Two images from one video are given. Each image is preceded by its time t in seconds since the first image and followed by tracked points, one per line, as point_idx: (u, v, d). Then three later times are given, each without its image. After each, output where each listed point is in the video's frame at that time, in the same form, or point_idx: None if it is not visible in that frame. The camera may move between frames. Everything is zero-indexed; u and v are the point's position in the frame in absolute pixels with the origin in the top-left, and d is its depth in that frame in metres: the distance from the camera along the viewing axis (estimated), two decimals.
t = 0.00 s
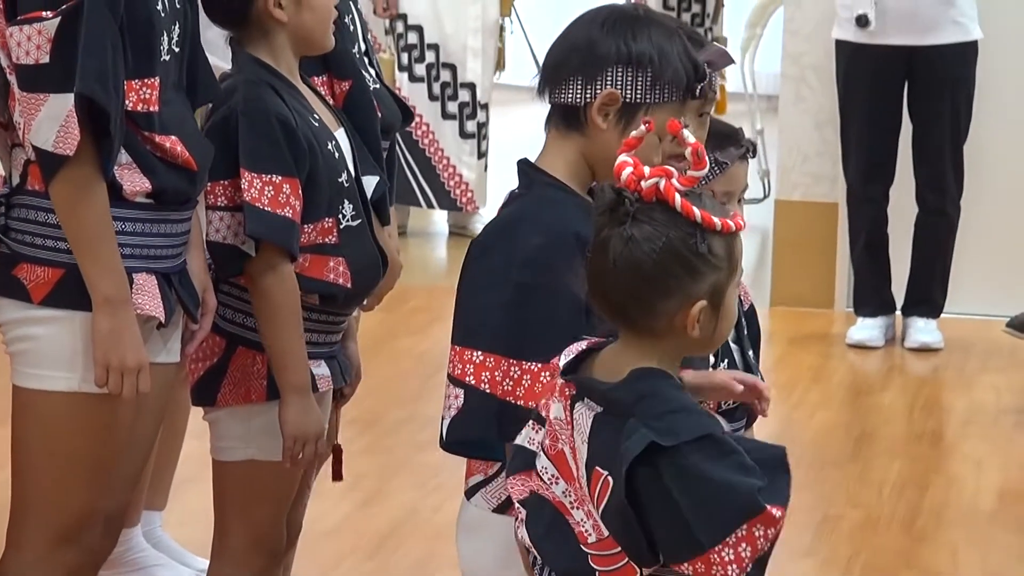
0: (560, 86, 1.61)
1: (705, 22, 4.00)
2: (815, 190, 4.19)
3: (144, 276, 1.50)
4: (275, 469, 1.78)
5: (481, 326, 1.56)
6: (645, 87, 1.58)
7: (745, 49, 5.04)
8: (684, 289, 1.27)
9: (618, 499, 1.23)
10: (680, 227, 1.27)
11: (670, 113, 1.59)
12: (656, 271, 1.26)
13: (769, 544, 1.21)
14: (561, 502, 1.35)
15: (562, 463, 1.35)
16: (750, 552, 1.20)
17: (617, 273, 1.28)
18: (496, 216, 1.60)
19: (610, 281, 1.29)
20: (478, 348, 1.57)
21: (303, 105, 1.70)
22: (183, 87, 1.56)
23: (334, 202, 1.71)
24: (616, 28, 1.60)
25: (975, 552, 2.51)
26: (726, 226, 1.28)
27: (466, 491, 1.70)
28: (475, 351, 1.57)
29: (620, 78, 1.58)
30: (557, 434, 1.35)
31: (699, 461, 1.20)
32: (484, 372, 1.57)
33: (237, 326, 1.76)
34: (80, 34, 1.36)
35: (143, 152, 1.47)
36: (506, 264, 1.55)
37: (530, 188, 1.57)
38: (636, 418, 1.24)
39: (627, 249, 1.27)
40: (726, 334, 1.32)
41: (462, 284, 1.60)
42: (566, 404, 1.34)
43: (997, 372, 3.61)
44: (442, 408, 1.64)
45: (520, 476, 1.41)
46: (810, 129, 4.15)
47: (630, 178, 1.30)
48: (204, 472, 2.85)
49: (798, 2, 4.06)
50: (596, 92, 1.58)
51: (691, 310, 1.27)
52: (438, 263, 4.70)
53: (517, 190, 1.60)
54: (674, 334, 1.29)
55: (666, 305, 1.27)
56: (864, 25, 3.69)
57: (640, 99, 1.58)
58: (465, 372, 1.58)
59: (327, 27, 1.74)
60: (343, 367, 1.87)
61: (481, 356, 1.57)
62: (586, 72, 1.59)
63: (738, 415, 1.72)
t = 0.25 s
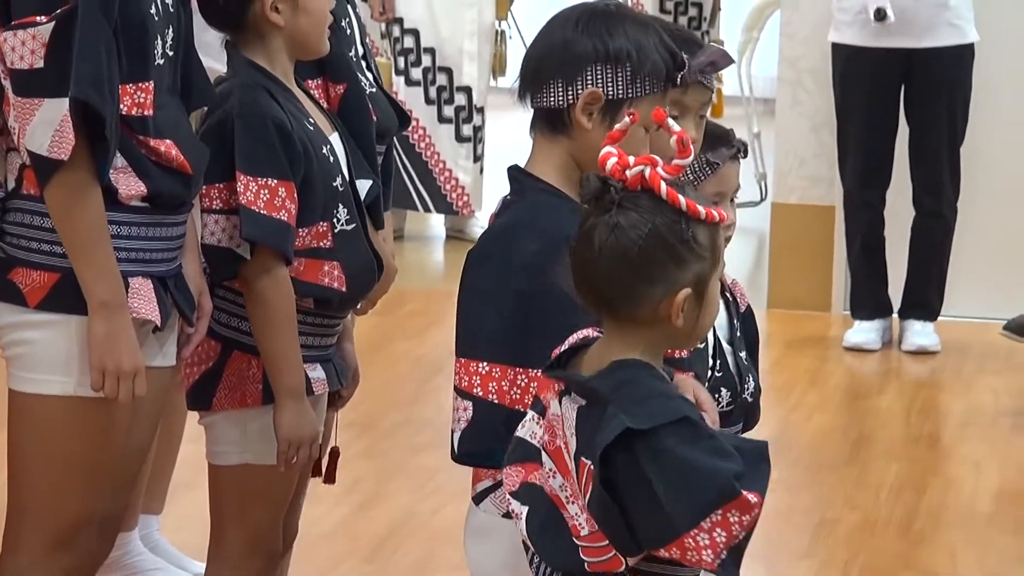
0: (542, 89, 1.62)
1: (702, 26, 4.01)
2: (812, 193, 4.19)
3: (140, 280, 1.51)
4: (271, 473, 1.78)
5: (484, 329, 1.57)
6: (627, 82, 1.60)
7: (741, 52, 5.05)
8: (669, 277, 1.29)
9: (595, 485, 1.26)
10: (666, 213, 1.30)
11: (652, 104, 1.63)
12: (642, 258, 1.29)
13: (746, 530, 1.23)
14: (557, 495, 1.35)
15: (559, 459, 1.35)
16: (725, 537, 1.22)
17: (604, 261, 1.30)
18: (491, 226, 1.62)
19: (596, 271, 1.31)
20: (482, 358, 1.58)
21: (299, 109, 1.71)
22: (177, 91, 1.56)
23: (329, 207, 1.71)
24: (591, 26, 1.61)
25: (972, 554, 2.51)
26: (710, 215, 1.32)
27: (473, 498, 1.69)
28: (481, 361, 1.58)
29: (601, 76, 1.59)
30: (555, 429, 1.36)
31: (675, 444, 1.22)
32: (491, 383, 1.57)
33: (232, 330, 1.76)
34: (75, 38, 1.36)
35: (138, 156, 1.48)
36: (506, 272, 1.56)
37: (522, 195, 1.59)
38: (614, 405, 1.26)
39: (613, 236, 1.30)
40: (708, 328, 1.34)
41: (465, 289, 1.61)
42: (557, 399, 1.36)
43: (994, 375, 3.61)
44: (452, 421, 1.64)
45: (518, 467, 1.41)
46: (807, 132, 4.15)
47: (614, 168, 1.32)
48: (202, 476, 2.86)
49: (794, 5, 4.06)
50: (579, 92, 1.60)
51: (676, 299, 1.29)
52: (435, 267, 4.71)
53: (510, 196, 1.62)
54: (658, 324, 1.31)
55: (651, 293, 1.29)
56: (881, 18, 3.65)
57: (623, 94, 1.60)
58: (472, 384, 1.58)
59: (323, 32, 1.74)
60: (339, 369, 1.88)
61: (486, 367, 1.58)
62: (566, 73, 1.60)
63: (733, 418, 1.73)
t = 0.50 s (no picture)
0: (532, 95, 1.64)
1: (698, 29, 4.01)
2: (808, 196, 4.19)
3: (135, 283, 1.51)
4: (267, 476, 1.78)
5: (490, 336, 1.58)
6: (616, 82, 1.61)
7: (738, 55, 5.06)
8: (656, 273, 1.33)
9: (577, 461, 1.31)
10: (650, 210, 1.34)
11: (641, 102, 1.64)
12: (627, 256, 1.32)
13: (717, 521, 1.28)
14: (550, 468, 1.39)
15: (555, 433, 1.39)
16: (694, 527, 1.27)
17: (589, 259, 1.34)
18: (488, 236, 1.62)
19: (582, 270, 1.34)
20: (490, 367, 1.58)
21: (293, 112, 1.71)
22: (171, 94, 1.57)
23: (323, 209, 1.72)
24: (577, 29, 1.62)
25: (969, 557, 2.51)
26: (694, 210, 1.35)
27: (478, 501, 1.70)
28: (490, 370, 1.58)
29: (590, 80, 1.61)
30: (550, 405, 1.39)
31: (653, 429, 1.27)
32: (500, 391, 1.58)
33: (227, 334, 1.76)
34: (67, 42, 1.36)
35: (132, 159, 1.48)
36: (510, 278, 1.57)
37: (519, 202, 1.59)
38: (601, 384, 1.30)
39: (597, 235, 1.33)
40: (694, 321, 1.38)
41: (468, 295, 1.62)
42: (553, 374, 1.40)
43: (991, 377, 3.61)
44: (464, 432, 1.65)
45: (513, 446, 1.46)
46: (803, 135, 4.16)
47: (597, 167, 1.36)
48: (197, 480, 2.85)
49: (790, 9, 4.07)
50: (568, 97, 1.61)
51: (663, 295, 1.33)
52: (432, 270, 4.71)
53: (506, 203, 1.62)
54: (646, 320, 1.35)
55: (638, 289, 1.33)
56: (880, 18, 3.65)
57: (614, 96, 1.61)
58: (481, 394, 1.59)
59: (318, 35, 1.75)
60: (334, 372, 1.88)
61: (495, 375, 1.58)
62: (555, 78, 1.61)
63: (732, 419, 1.74)
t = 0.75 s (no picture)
0: (528, 100, 1.64)
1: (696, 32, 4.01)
2: (806, 198, 4.20)
3: (132, 286, 1.51)
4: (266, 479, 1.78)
5: (492, 341, 1.59)
6: (611, 87, 1.61)
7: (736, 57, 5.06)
8: (644, 271, 1.33)
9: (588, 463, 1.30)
10: (633, 209, 1.34)
11: (637, 106, 1.65)
12: (614, 256, 1.33)
13: (734, 520, 1.28)
14: (550, 466, 1.40)
15: (554, 431, 1.40)
16: (710, 527, 1.28)
17: (576, 264, 1.34)
18: (486, 248, 1.63)
19: (570, 274, 1.35)
20: (497, 372, 1.59)
21: (290, 115, 1.71)
22: (167, 97, 1.57)
23: (320, 213, 1.72)
24: (572, 32, 1.63)
25: (967, 559, 2.51)
26: (675, 205, 1.36)
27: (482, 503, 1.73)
28: (495, 375, 1.58)
29: (585, 85, 1.61)
30: (551, 404, 1.41)
31: (669, 428, 1.27)
32: (507, 396, 1.58)
33: (224, 337, 1.76)
34: (62, 45, 1.36)
35: (129, 162, 1.48)
36: (514, 284, 1.57)
37: (519, 204, 1.60)
38: (612, 383, 1.31)
39: (583, 239, 1.33)
40: (687, 317, 1.38)
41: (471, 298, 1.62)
42: (552, 371, 1.40)
43: (990, 379, 3.61)
44: (470, 436, 1.65)
45: (512, 445, 1.48)
46: (801, 137, 4.16)
47: (575, 172, 1.37)
48: (196, 482, 2.85)
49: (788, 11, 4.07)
50: (563, 103, 1.61)
51: (654, 291, 1.33)
52: (430, 273, 4.71)
53: (506, 207, 1.63)
54: (639, 318, 1.35)
55: (628, 289, 1.33)
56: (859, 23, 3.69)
57: (610, 101, 1.61)
58: (488, 399, 1.59)
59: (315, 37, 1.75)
60: (331, 375, 1.88)
61: (501, 380, 1.59)
62: (549, 83, 1.62)
63: (738, 419, 1.74)
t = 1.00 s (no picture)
0: (528, 104, 1.64)
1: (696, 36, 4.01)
2: (806, 202, 4.19)
3: (130, 290, 1.51)
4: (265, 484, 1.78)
5: (492, 345, 1.58)
6: (612, 91, 1.61)
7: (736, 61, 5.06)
8: (633, 272, 1.33)
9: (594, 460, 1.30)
10: (617, 213, 1.34)
11: (637, 111, 1.65)
12: (600, 261, 1.33)
13: (740, 519, 1.28)
14: (553, 467, 1.39)
15: (557, 430, 1.40)
16: (716, 525, 1.27)
17: (564, 271, 1.34)
18: (483, 256, 1.62)
19: (559, 281, 1.35)
20: (496, 377, 1.58)
21: (290, 118, 1.71)
22: (164, 100, 1.57)
23: (319, 216, 1.72)
24: (572, 37, 1.62)
25: (967, 563, 2.51)
26: (659, 204, 1.35)
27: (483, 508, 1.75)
28: (495, 380, 1.58)
29: (585, 90, 1.61)
30: (555, 403, 1.40)
31: (676, 424, 1.28)
32: (507, 402, 1.58)
33: (224, 340, 1.76)
34: (60, 50, 1.36)
35: (127, 167, 1.48)
36: (511, 289, 1.58)
37: (518, 210, 1.59)
38: (619, 381, 1.31)
39: (567, 246, 1.34)
40: (683, 316, 1.37)
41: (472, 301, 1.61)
42: (562, 369, 1.39)
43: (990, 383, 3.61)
44: (471, 442, 1.64)
45: (514, 444, 1.46)
46: (801, 141, 4.16)
47: (557, 179, 1.37)
48: (195, 486, 2.85)
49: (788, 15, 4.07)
50: (564, 107, 1.61)
51: (644, 292, 1.33)
52: (430, 276, 4.71)
53: (505, 212, 1.62)
54: (633, 320, 1.35)
55: (618, 291, 1.33)
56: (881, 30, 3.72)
57: (609, 105, 1.62)
58: (488, 404, 1.59)
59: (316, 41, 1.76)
60: (330, 379, 1.87)
61: (501, 386, 1.58)
62: (548, 87, 1.62)
63: (748, 423, 1.74)
